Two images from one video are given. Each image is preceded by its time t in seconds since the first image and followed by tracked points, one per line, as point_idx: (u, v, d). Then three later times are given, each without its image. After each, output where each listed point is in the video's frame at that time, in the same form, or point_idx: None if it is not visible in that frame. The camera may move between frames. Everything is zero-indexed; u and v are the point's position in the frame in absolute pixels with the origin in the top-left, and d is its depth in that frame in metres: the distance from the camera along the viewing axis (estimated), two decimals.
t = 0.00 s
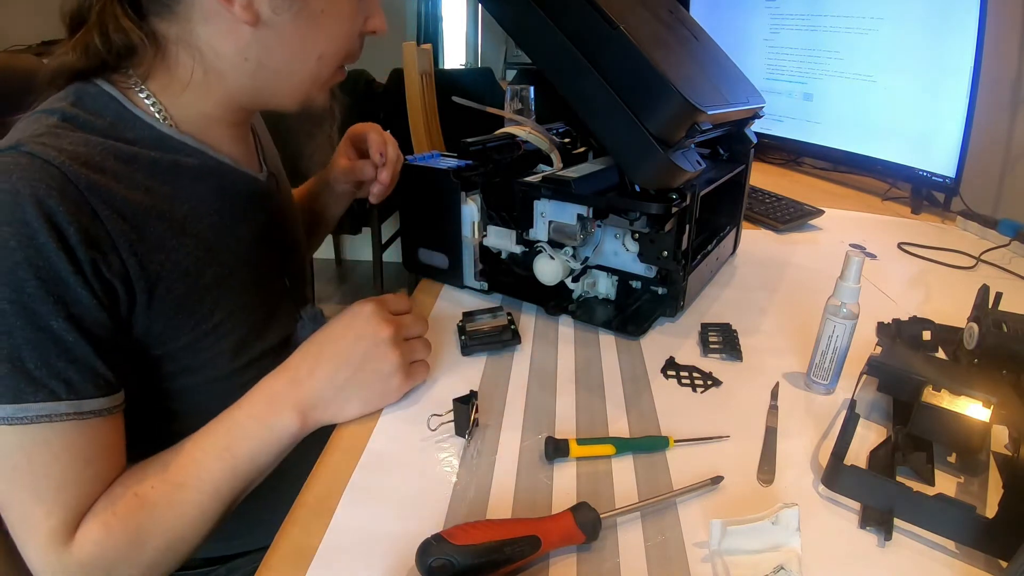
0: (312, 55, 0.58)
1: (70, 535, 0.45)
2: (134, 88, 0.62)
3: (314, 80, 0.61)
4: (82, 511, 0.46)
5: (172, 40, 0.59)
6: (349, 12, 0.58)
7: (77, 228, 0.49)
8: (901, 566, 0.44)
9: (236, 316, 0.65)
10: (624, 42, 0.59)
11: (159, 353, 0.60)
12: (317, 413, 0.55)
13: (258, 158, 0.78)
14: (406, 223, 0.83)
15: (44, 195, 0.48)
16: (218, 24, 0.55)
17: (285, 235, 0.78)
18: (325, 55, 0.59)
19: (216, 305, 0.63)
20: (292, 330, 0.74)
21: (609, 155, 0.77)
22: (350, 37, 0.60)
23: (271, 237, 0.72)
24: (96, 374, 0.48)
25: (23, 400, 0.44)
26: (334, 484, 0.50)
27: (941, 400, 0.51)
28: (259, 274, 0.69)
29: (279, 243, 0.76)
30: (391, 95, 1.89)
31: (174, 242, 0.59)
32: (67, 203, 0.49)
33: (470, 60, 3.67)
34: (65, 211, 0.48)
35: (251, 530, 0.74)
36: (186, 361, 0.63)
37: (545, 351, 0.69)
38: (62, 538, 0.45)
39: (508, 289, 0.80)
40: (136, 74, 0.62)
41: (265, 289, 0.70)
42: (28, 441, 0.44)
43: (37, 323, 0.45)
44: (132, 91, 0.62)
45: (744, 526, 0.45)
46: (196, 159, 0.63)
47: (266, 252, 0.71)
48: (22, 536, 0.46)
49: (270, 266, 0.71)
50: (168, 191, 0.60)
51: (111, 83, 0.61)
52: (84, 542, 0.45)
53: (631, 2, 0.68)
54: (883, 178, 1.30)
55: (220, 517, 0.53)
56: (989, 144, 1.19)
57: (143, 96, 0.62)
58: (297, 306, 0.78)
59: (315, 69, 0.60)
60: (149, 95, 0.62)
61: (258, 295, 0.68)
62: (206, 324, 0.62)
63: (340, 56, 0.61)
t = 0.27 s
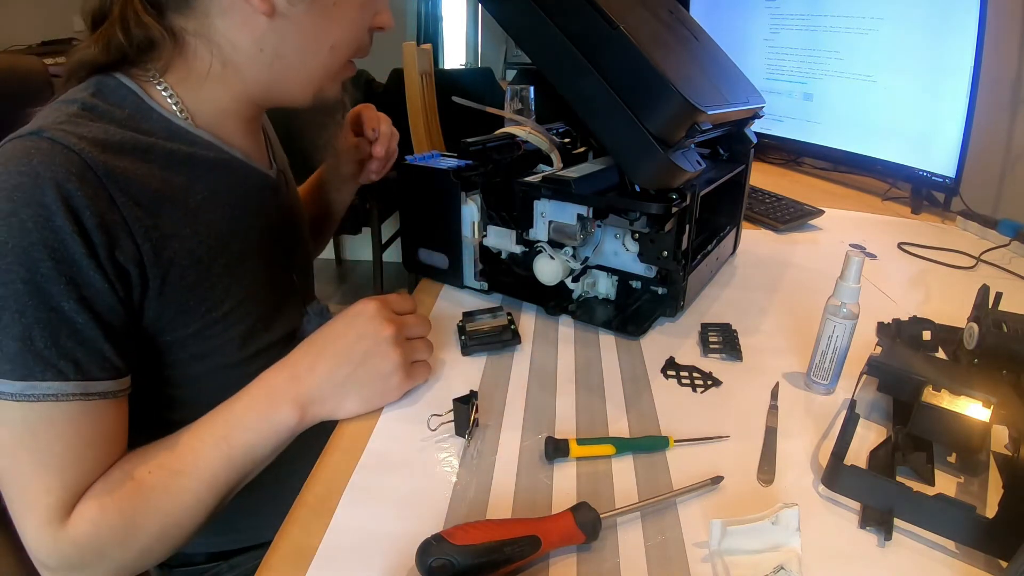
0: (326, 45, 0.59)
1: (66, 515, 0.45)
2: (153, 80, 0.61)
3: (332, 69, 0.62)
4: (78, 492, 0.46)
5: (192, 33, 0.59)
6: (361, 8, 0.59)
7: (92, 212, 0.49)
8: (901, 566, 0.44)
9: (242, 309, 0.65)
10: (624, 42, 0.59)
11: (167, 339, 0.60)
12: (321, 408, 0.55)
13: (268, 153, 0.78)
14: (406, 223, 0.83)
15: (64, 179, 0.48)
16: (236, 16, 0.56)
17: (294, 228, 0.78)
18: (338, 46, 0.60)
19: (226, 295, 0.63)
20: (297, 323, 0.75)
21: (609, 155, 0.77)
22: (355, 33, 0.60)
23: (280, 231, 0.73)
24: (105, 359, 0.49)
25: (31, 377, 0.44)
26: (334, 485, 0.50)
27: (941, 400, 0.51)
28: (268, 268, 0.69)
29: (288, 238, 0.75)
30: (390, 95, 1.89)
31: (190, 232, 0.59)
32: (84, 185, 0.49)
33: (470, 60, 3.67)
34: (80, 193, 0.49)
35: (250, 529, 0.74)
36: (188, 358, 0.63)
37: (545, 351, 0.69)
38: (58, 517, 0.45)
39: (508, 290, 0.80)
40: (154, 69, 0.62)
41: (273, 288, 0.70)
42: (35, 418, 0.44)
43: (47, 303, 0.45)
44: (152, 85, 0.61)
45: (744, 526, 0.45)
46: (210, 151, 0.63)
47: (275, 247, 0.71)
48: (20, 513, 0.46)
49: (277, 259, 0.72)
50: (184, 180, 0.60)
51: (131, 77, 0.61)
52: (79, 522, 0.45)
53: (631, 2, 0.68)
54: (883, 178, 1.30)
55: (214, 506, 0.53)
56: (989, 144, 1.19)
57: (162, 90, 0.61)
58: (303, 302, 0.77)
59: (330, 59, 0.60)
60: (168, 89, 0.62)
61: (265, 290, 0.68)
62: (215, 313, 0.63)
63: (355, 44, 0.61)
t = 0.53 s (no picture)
0: (327, 45, 0.59)
1: (66, 509, 0.45)
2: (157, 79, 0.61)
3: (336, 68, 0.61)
4: (78, 487, 0.46)
5: (195, 31, 0.59)
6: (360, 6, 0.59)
7: (95, 210, 0.49)
8: (901, 566, 0.44)
9: (244, 306, 0.66)
10: (623, 42, 0.59)
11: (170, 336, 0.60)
12: (318, 411, 0.55)
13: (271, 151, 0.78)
14: (406, 223, 0.83)
15: (68, 177, 0.48)
16: (239, 13, 0.55)
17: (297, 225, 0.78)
18: (340, 44, 0.59)
19: (228, 292, 0.63)
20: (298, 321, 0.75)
21: (609, 155, 0.77)
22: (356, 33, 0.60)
23: (284, 229, 0.73)
24: (107, 355, 0.49)
25: (34, 372, 0.44)
26: (334, 485, 0.50)
27: (941, 400, 0.51)
28: (269, 266, 0.69)
29: (291, 236, 0.75)
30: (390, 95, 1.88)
31: (192, 229, 0.59)
32: (87, 183, 0.49)
33: (470, 60, 3.67)
34: (84, 189, 0.49)
35: (250, 530, 0.74)
36: (189, 358, 0.63)
37: (545, 351, 0.69)
38: (58, 511, 0.45)
39: (508, 290, 0.80)
40: (157, 67, 0.61)
41: (274, 288, 0.70)
42: (38, 413, 0.44)
43: (50, 301, 0.46)
44: (155, 84, 0.61)
45: (744, 526, 0.45)
46: (212, 148, 0.63)
47: (278, 244, 0.71)
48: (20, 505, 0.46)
49: (280, 257, 0.72)
50: (187, 177, 0.60)
51: (134, 76, 0.61)
52: (79, 516, 0.45)
53: (631, 2, 0.68)
54: (883, 178, 1.30)
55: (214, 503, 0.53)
56: (989, 144, 1.19)
57: (167, 91, 0.62)
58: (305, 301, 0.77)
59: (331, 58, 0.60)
60: (172, 87, 0.62)
61: (266, 288, 0.69)
62: (217, 309, 0.63)
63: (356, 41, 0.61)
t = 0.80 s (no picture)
0: (315, 46, 0.57)
1: (78, 492, 0.45)
2: (153, 76, 0.61)
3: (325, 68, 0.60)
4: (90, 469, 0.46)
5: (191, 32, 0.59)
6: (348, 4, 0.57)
7: (98, 196, 0.50)
8: (901, 566, 0.44)
9: (241, 303, 0.66)
10: (623, 42, 0.59)
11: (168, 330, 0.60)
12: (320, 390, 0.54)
13: (271, 149, 0.78)
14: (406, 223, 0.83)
15: (69, 164, 0.49)
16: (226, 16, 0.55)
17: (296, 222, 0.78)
18: (329, 45, 0.58)
19: (224, 288, 0.63)
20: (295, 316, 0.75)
21: (610, 155, 0.77)
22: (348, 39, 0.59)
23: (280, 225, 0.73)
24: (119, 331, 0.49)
25: (47, 351, 0.45)
26: (334, 485, 0.50)
27: (941, 400, 0.51)
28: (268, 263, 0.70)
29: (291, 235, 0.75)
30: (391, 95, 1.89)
31: (189, 222, 0.59)
32: (87, 168, 0.50)
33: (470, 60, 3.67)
34: (85, 176, 0.49)
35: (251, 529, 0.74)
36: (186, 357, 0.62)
37: (544, 351, 0.69)
38: (71, 494, 0.45)
39: (508, 289, 0.80)
40: (156, 63, 0.62)
41: (270, 286, 0.70)
42: (56, 392, 0.45)
43: (61, 281, 0.46)
44: (151, 81, 0.61)
45: (744, 526, 0.44)
46: (210, 146, 0.63)
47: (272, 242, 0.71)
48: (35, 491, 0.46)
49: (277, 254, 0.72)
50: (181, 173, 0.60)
51: (134, 74, 0.61)
52: (93, 498, 0.45)
53: (631, 2, 0.68)
54: (883, 178, 1.30)
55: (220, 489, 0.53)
56: (989, 144, 1.19)
57: (161, 86, 0.61)
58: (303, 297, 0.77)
59: (319, 59, 0.59)
60: (166, 84, 0.62)
61: (263, 286, 0.69)
62: (215, 303, 0.63)
63: (343, 49, 0.60)
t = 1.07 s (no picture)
0: (337, 45, 0.58)
1: (79, 478, 0.46)
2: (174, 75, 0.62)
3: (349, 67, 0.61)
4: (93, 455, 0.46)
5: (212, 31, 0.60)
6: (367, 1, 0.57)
7: (117, 180, 0.51)
8: (901, 566, 0.44)
9: (253, 301, 0.65)
10: (622, 42, 0.59)
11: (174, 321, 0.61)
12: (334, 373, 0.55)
13: (290, 147, 0.78)
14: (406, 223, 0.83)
15: (89, 148, 0.50)
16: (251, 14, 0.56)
17: (313, 219, 0.78)
18: (349, 47, 0.59)
19: (239, 283, 0.64)
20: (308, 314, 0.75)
21: (610, 155, 0.77)
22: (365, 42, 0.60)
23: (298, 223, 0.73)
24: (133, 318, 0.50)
25: (59, 332, 0.46)
26: (334, 485, 0.50)
27: (941, 400, 0.51)
28: (286, 257, 0.70)
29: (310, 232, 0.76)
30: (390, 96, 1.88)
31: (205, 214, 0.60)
32: (107, 153, 0.52)
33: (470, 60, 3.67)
34: (104, 161, 0.51)
35: (250, 529, 0.74)
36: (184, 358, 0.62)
37: (545, 351, 0.69)
38: (72, 480, 0.45)
39: (508, 289, 0.80)
40: (174, 61, 0.63)
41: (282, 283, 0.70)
42: (62, 375, 0.46)
43: (77, 262, 0.47)
44: (172, 78, 0.62)
45: (744, 526, 0.44)
46: (228, 141, 0.64)
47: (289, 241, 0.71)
48: (36, 474, 0.46)
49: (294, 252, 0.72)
50: (196, 168, 0.61)
51: (155, 70, 0.62)
52: (93, 484, 0.46)
53: (631, 2, 0.68)
54: (883, 178, 1.30)
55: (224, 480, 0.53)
56: (988, 144, 1.19)
57: (183, 83, 0.63)
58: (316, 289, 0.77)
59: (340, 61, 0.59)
60: (189, 82, 0.63)
61: (274, 284, 0.68)
62: (228, 295, 0.63)
63: (365, 51, 0.61)
